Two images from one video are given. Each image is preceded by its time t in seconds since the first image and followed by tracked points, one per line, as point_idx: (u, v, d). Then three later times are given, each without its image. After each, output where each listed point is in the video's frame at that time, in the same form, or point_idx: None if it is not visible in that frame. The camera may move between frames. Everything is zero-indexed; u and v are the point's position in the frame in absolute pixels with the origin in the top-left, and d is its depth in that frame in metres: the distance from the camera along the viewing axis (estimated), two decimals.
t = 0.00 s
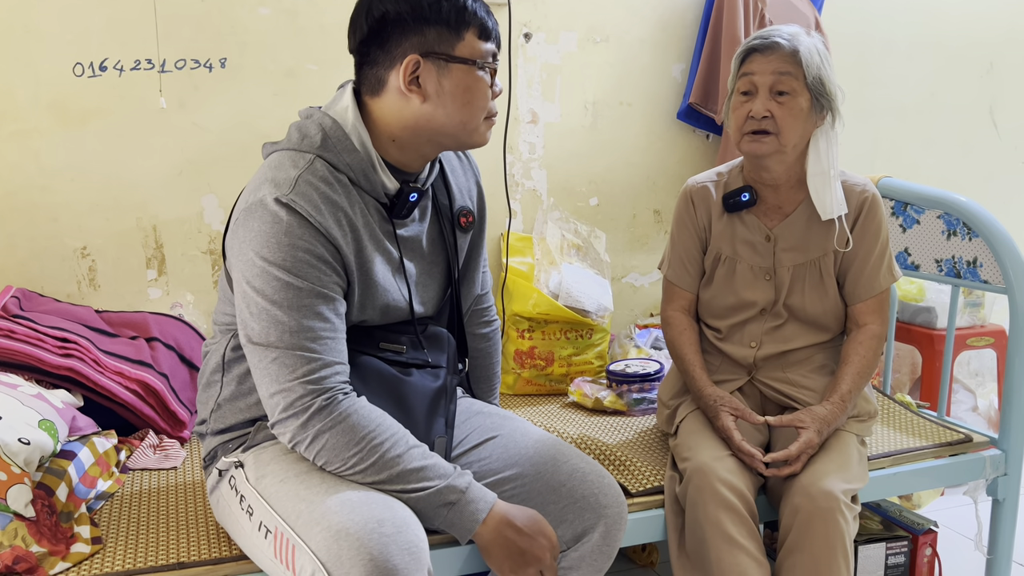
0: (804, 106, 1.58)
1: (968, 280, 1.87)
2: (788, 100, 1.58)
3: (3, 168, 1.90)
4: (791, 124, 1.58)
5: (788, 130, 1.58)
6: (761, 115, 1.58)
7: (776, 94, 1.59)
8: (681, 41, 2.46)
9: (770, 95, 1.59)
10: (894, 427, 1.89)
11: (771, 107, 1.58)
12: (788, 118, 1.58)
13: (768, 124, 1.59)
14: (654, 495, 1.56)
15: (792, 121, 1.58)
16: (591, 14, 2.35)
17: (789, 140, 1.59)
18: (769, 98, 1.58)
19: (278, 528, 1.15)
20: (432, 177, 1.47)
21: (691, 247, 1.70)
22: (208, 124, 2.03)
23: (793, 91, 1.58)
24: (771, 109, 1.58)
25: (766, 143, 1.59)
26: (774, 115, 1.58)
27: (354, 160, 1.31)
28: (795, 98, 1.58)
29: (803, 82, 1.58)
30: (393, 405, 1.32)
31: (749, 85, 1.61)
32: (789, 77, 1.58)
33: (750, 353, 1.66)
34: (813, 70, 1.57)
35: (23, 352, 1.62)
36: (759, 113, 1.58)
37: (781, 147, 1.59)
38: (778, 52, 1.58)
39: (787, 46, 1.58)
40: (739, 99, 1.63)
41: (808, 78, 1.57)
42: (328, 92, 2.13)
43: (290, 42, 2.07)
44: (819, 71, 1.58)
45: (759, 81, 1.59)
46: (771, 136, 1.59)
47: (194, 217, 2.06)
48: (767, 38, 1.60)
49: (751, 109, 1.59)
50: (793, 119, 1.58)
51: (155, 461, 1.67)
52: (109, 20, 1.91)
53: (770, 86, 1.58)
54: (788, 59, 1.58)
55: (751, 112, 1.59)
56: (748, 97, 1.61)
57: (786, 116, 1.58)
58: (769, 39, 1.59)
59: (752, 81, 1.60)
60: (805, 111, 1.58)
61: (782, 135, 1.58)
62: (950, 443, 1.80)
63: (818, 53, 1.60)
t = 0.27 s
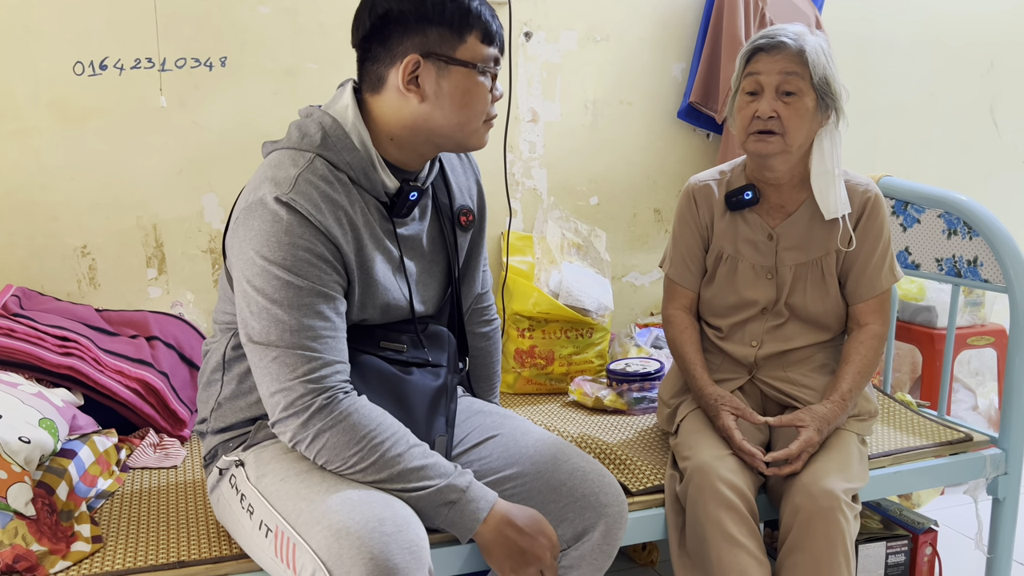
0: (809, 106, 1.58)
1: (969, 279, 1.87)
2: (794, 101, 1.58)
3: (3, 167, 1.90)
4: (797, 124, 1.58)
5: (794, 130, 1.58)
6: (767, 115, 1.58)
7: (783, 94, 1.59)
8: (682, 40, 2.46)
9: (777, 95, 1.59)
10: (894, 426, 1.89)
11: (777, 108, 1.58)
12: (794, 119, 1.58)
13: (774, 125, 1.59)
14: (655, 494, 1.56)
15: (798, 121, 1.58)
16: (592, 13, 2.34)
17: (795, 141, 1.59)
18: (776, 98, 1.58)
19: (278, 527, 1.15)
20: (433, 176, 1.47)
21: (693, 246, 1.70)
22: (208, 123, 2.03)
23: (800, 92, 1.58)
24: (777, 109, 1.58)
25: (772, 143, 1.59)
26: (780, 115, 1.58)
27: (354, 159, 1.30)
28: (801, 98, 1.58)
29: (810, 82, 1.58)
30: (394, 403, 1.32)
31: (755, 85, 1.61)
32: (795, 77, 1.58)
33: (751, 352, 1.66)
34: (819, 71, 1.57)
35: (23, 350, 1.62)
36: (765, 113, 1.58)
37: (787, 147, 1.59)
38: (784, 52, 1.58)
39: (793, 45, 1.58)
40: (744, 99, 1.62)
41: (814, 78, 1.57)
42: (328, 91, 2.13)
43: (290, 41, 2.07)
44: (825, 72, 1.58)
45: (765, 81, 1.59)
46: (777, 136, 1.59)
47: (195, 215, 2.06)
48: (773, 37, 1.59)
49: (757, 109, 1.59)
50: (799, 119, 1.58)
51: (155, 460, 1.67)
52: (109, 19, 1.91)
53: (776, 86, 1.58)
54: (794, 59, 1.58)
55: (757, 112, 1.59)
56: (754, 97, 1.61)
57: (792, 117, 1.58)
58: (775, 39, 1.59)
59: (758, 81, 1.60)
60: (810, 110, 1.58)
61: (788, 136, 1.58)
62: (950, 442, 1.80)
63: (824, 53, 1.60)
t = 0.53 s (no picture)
0: (809, 106, 1.58)
1: (969, 279, 1.87)
2: (794, 100, 1.58)
3: (3, 166, 1.90)
4: (797, 124, 1.58)
5: (794, 130, 1.58)
6: (767, 115, 1.58)
7: (782, 93, 1.59)
8: (682, 40, 2.46)
9: (776, 95, 1.59)
10: (894, 426, 1.89)
11: (777, 107, 1.58)
12: (794, 118, 1.58)
13: (774, 124, 1.59)
14: (654, 493, 1.56)
15: (798, 120, 1.58)
16: (592, 12, 2.34)
17: (795, 140, 1.59)
18: (776, 98, 1.58)
19: (278, 526, 1.15)
20: (434, 175, 1.47)
21: (693, 244, 1.70)
22: (208, 122, 2.03)
23: (799, 91, 1.58)
24: (777, 108, 1.58)
25: (772, 143, 1.59)
26: (780, 114, 1.58)
27: (355, 159, 1.30)
28: (801, 98, 1.57)
29: (809, 81, 1.58)
30: (394, 403, 1.32)
31: (755, 84, 1.60)
32: (795, 77, 1.58)
33: (751, 352, 1.66)
34: (819, 70, 1.57)
35: (23, 349, 1.62)
36: (765, 113, 1.58)
37: (787, 147, 1.59)
38: (783, 52, 1.58)
39: (792, 45, 1.58)
40: (744, 99, 1.62)
41: (814, 78, 1.57)
42: (328, 90, 2.13)
43: (290, 40, 2.07)
44: (825, 71, 1.57)
45: (765, 81, 1.59)
46: (777, 136, 1.59)
47: (195, 215, 2.06)
48: (772, 37, 1.59)
49: (757, 109, 1.59)
50: (799, 119, 1.58)
51: (155, 459, 1.67)
52: (109, 18, 1.91)
53: (776, 85, 1.58)
54: (793, 59, 1.58)
55: (757, 111, 1.59)
56: (754, 96, 1.61)
57: (792, 116, 1.58)
58: (774, 38, 1.59)
59: (757, 81, 1.60)
60: (810, 110, 1.58)
61: (788, 135, 1.58)
62: (950, 442, 1.80)
63: (823, 52, 1.60)
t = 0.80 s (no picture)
0: (808, 105, 1.58)
1: (969, 279, 1.87)
2: (792, 100, 1.58)
3: (3, 166, 1.90)
4: (795, 124, 1.58)
5: (792, 130, 1.58)
6: (766, 115, 1.58)
7: (780, 93, 1.59)
8: (682, 40, 2.46)
9: (775, 95, 1.59)
10: (895, 426, 1.89)
11: (776, 107, 1.58)
12: (793, 117, 1.58)
13: (773, 124, 1.59)
14: (655, 494, 1.56)
15: (797, 120, 1.58)
16: (592, 12, 2.34)
17: (794, 140, 1.58)
18: (774, 98, 1.58)
19: (280, 527, 1.15)
20: (434, 175, 1.47)
21: (692, 245, 1.70)
22: (208, 122, 2.03)
23: (798, 90, 1.58)
24: (775, 108, 1.58)
25: (771, 143, 1.59)
26: (779, 114, 1.58)
27: (356, 158, 1.30)
28: (799, 97, 1.57)
29: (807, 81, 1.58)
30: (395, 403, 1.32)
31: (752, 85, 1.60)
32: (793, 76, 1.58)
33: (751, 352, 1.66)
34: (816, 69, 1.57)
35: (23, 349, 1.62)
36: (764, 113, 1.58)
37: (786, 147, 1.59)
38: (780, 52, 1.58)
39: (789, 44, 1.58)
40: (742, 99, 1.62)
41: (812, 77, 1.57)
42: (328, 91, 2.13)
43: (290, 40, 2.06)
44: (822, 70, 1.58)
45: (763, 80, 1.59)
46: (776, 136, 1.59)
47: (195, 215, 2.06)
48: (769, 37, 1.59)
49: (756, 109, 1.59)
50: (797, 119, 1.58)
51: (155, 460, 1.67)
52: (109, 18, 1.91)
53: (774, 85, 1.58)
54: (791, 58, 1.58)
55: (755, 111, 1.59)
56: (752, 96, 1.61)
57: (790, 116, 1.58)
58: (771, 38, 1.59)
59: (755, 81, 1.60)
60: (808, 109, 1.58)
61: (786, 135, 1.58)
62: (950, 442, 1.80)
63: (820, 51, 1.60)
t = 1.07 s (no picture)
0: (801, 105, 1.58)
1: (969, 281, 1.87)
2: (785, 100, 1.58)
3: (3, 167, 1.90)
4: (789, 124, 1.58)
5: (786, 130, 1.58)
6: (759, 116, 1.58)
7: (773, 94, 1.59)
8: (682, 41, 2.46)
9: (768, 95, 1.59)
10: (895, 427, 1.89)
11: (769, 108, 1.58)
12: (785, 118, 1.58)
13: (766, 125, 1.59)
14: (655, 495, 1.56)
15: (790, 120, 1.58)
16: (592, 14, 2.34)
17: (787, 140, 1.58)
18: (767, 99, 1.58)
19: (278, 529, 1.15)
20: (433, 177, 1.47)
21: (691, 247, 1.70)
22: (208, 123, 2.03)
23: (790, 91, 1.58)
24: (768, 109, 1.58)
25: (765, 143, 1.59)
26: (772, 115, 1.58)
27: (353, 160, 1.31)
28: (792, 98, 1.58)
29: (799, 81, 1.58)
30: (394, 404, 1.32)
31: (745, 86, 1.61)
32: (785, 77, 1.58)
33: (751, 353, 1.66)
34: (808, 69, 1.57)
35: (22, 351, 1.62)
36: (757, 114, 1.58)
37: (780, 147, 1.59)
38: (773, 52, 1.58)
39: (781, 45, 1.58)
40: (736, 100, 1.63)
41: (804, 77, 1.57)
42: (328, 92, 2.13)
43: (289, 41, 2.07)
44: (814, 70, 1.58)
45: (755, 81, 1.59)
46: (769, 136, 1.59)
47: (195, 216, 2.06)
48: (762, 38, 1.59)
49: (749, 110, 1.59)
50: (791, 119, 1.58)
51: (155, 461, 1.67)
52: (109, 20, 1.91)
53: (766, 86, 1.59)
54: (783, 59, 1.58)
55: (748, 112, 1.60)
56: (745, 98, 1.62)
57: (784, 116, 1.57)
58: (764, 40, 1.59)
59: (748, 82, 1.61)
60: (802, 109, 1.58)
61: (780, 135, 1.58)
62: (950, 443, 1.80)
63: (812, 51, 1.60)
